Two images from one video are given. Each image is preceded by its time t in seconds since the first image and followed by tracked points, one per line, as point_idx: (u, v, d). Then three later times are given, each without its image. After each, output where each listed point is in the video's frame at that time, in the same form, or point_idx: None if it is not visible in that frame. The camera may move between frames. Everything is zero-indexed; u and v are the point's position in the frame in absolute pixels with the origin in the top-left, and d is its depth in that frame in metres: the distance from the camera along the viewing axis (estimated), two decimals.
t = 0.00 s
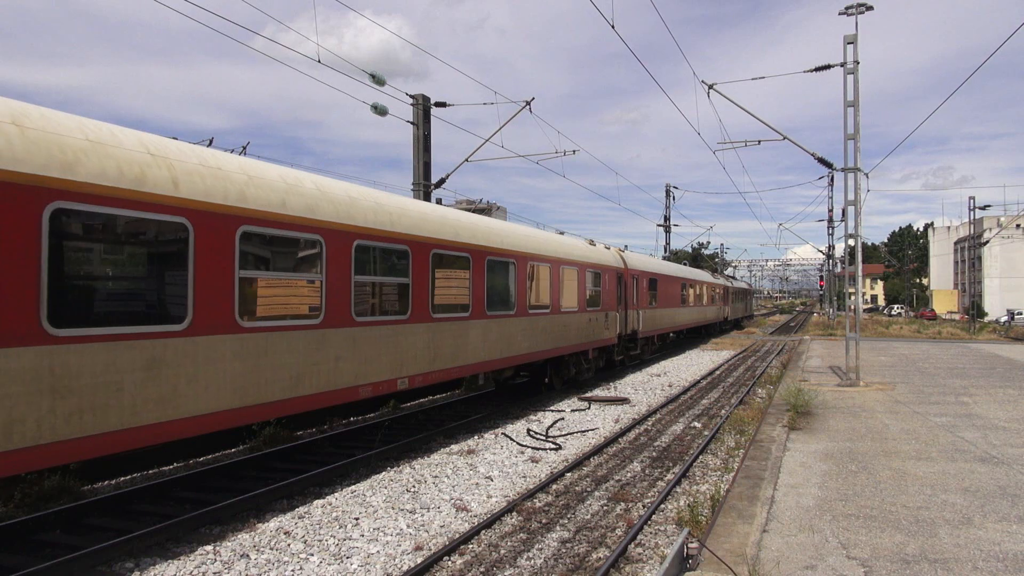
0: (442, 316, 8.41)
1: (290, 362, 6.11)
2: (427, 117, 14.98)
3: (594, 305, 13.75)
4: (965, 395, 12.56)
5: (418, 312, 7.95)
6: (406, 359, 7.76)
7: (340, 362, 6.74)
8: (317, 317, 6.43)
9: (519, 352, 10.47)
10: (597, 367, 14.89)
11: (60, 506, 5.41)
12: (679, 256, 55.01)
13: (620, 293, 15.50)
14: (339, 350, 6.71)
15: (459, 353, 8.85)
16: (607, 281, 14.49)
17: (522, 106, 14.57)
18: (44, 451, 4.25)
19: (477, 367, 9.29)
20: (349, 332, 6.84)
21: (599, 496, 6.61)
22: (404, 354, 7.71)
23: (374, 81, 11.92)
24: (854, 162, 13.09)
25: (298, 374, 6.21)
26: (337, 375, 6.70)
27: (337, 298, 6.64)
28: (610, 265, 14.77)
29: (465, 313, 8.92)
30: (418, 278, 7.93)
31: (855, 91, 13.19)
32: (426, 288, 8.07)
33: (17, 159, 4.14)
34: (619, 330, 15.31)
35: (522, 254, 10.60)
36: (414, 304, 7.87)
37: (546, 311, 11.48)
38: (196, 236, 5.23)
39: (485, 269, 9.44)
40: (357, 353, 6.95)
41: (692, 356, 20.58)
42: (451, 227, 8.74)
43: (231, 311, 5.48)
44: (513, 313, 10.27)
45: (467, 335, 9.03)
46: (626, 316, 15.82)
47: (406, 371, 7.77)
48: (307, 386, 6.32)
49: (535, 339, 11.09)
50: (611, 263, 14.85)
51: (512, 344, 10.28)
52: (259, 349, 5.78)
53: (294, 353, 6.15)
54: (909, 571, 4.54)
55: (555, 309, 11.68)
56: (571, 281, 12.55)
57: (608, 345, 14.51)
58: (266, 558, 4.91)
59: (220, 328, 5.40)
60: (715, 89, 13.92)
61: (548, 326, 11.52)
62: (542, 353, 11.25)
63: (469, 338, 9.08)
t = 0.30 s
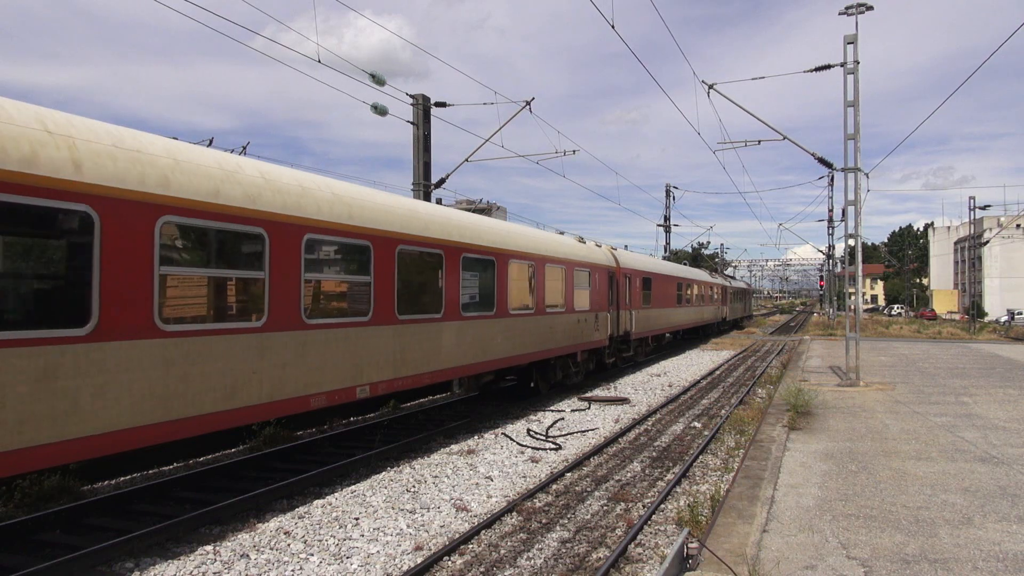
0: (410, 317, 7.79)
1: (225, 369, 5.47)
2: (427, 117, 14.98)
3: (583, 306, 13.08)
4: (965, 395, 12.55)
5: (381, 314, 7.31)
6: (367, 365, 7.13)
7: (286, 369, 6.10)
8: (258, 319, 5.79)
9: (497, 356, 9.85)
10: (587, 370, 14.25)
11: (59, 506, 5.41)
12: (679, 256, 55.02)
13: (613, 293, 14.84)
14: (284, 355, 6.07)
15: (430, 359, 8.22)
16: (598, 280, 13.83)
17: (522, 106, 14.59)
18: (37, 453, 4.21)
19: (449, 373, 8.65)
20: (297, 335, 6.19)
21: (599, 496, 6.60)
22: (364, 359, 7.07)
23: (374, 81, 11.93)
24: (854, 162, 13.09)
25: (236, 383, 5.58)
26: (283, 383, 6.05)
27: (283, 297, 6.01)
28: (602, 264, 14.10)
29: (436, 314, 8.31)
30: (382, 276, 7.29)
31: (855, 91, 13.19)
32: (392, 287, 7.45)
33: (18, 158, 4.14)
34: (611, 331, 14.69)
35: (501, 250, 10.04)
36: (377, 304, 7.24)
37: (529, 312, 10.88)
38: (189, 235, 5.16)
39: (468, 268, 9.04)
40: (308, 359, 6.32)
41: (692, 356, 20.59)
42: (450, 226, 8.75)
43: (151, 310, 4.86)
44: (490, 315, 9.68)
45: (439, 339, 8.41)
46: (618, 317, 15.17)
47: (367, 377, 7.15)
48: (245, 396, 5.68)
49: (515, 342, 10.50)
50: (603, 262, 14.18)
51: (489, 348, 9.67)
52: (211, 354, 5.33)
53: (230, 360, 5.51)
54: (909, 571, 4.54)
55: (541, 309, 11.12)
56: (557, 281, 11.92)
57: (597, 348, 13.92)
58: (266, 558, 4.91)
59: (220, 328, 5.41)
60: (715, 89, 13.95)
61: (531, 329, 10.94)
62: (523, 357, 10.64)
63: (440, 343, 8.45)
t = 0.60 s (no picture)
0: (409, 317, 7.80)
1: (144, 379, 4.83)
2: (427, 117, 14.98)
3: (570, 307, 12.48)
4: (965, 395, 12.55)
5: (338, 316, 6.67)
6: (319, 373, 6.47)
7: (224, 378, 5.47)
8: (183, 322, 5.13)
9: (473, 362, 9.21)
10: (575, 374, 13.62)
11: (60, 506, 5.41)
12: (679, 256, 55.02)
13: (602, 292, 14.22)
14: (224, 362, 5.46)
15: (394, 365, 7.59)
16: (586, 279, 13.18)
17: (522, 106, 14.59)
18: (28, 453, 4.17)
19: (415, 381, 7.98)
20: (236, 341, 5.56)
21: (599, 496, 6.60)
22: (317, 366, 6.43)
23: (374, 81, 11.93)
24: (854, 162, 13.09)
25: (151, 394, 4.89)
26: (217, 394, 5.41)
27: (217, 298, 5.36)
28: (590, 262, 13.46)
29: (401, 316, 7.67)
30: (339, 273, 6.66)
31: (855, 91, 13.19)
32: (350, 287, 6.82)
33: (20, 159, 4.17)
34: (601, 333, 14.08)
35: (480, 248, 9.44)
36: (331, 306, 6.58)
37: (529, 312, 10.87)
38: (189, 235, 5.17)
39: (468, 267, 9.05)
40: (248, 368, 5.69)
41: (692, 356, 20.59)
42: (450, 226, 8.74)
43: (42, 315, 4.21)
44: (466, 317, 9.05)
45: (405, 343, 7.76)
46: (609, 318, 14.54)
47: (320, 386, 6.50)
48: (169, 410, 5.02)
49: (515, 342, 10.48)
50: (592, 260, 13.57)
51: (464, 352, 9.03)
52: (211, 354, 5.34)
53: (144, 369, 4.82)
54: (909, 571, 4.54)
55: (523, 311, 10.52)
56: (542, 281, 11.33)
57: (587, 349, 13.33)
58: (266, 558, 4.91)
59: (221, 328, 5.41)
60: (714, 89, 13.93)
61: (512, 332, 10.29)
62: (523, 357, 10.63)
63: (407, 346, 7.80)
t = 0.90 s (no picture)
0: (410, 317, 7.83)
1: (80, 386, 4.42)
2: (427, 117, 14.98)
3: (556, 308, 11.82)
4: (965, 395, 12.55)
5: (284, 317, 6.03)
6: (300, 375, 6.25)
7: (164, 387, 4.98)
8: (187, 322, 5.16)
9: (444, 368, 8.55)
10: (562, 377, 13.03)
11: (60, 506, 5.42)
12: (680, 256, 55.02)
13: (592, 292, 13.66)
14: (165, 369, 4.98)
15: (353, 372, 6.94)
16: (574, 278, 12.57)
17: (522, 106, 14.58)
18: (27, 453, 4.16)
19: (376, 389, 7.32)
20: (180, 344, 5.08)
21: (599, 496, 6.60)
22: (265, 373, 5.86)
23: (375, 81, 11.93)
24: (854, 162, 13.08)
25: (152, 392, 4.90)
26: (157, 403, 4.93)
27: (135, 301, 4.73)
28: (579, 261, 12.86)
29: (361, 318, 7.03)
30: (286, 270, 6.02)
31: (855, 91, 13.18)
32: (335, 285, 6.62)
33: (21, 159, 4.17)
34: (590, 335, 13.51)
35: (453, 244, 8.79)
36: (275, 307, 5.93)
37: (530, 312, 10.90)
38: (190, 236, 5.18)
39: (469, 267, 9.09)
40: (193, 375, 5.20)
41: (692, 356, 20.60)
42: (450, 225, 8.76)
43: None
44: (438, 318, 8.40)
45: (366, 347, 7.10)
46: (599, 319, 13.98)
47: (283, 393, 6.07)
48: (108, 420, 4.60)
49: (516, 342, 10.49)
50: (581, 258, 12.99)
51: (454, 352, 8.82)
52: (211, 354, 5.34)
53: (145, 369, 4.83)
54: (909, 571, 4.54)
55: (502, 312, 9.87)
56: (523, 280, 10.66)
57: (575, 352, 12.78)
58: (266, 558, 4.91)
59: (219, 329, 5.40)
60: (714, 89, 13.93)
61: (487, 335, 9.64)
62: (524, 356, 10.64)
63: (369, 350, 7.16)
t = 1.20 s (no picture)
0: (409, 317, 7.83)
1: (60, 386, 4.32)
2: (427, 117, 14.98)
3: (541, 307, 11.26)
4: (965, 395, 12.55)
5: (216, 319, 5.38)
6: (299, 375, 6.25)
7: (127, 391, 4.73)
8: (186, 322, 5.16)
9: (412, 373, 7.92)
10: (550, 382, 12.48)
11: (60, 506, 5.42)
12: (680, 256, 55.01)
13: (581, 292, 13.19)
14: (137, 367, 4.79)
15: (352, 372, 6.94)
16: (560, 277, 12.01)
17: (522, 105, 14.58)
18: (27, 453, 4.16)
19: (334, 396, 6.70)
20: (180, 344, 5.10)
21: (599, 496, 6.60)
22: (247, 376, 5.69)
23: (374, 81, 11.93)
24: (854, 162, 13.08)
25: (152, 392, 4.90)
26: (141, 405, 4.82)
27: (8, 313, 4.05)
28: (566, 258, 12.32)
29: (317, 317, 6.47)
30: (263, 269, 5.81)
31: (855, 91, 13.18)
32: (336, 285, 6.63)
33: (20, 159, 4.17)
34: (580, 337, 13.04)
35: (433, 241, 8.32)
36: (204, 305, 5.28)
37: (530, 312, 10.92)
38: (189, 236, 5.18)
39: (469, 267, 9.10)
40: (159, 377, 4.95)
41: (692, 356, 20.61)
42: (449, 225, 8.77)
43: None
44: (402, 321, 7.73)
45: (318, 352, 6.45)
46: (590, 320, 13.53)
47: (282, 393, 6.07)
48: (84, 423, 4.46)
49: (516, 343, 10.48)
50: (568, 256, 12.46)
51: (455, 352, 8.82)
52: (211, 354, 5.34)
53: (145, 368, 4.84)
54: (909, 571, 4.54)
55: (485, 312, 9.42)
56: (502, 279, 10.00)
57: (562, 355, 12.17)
58: (266, 558, 4.91)
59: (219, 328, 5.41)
60: (714, 89, 13.93)
61: (487, 336, 9.64)
62: (524, 357, 10.64)
63: (326, 352, 6.59)
